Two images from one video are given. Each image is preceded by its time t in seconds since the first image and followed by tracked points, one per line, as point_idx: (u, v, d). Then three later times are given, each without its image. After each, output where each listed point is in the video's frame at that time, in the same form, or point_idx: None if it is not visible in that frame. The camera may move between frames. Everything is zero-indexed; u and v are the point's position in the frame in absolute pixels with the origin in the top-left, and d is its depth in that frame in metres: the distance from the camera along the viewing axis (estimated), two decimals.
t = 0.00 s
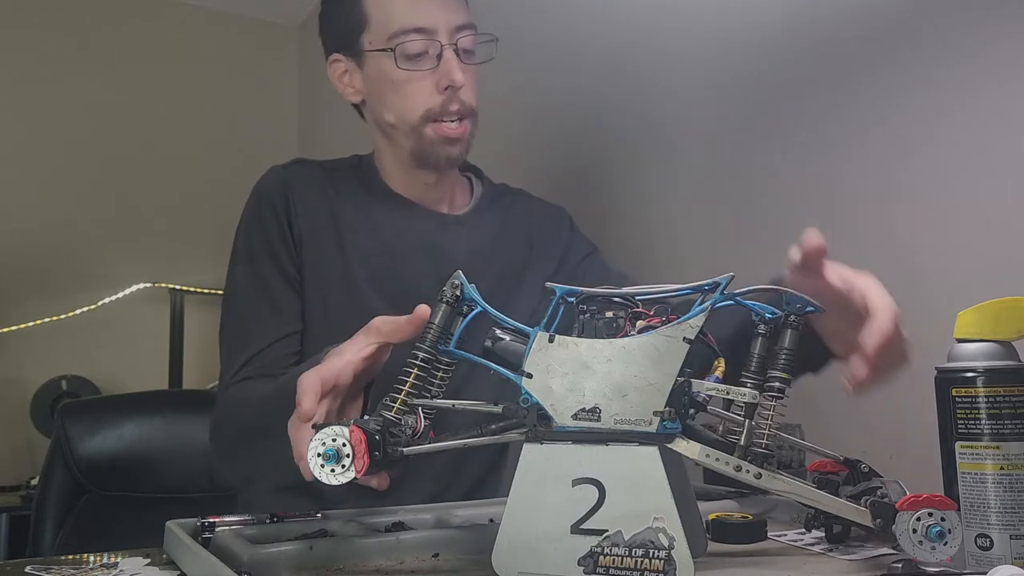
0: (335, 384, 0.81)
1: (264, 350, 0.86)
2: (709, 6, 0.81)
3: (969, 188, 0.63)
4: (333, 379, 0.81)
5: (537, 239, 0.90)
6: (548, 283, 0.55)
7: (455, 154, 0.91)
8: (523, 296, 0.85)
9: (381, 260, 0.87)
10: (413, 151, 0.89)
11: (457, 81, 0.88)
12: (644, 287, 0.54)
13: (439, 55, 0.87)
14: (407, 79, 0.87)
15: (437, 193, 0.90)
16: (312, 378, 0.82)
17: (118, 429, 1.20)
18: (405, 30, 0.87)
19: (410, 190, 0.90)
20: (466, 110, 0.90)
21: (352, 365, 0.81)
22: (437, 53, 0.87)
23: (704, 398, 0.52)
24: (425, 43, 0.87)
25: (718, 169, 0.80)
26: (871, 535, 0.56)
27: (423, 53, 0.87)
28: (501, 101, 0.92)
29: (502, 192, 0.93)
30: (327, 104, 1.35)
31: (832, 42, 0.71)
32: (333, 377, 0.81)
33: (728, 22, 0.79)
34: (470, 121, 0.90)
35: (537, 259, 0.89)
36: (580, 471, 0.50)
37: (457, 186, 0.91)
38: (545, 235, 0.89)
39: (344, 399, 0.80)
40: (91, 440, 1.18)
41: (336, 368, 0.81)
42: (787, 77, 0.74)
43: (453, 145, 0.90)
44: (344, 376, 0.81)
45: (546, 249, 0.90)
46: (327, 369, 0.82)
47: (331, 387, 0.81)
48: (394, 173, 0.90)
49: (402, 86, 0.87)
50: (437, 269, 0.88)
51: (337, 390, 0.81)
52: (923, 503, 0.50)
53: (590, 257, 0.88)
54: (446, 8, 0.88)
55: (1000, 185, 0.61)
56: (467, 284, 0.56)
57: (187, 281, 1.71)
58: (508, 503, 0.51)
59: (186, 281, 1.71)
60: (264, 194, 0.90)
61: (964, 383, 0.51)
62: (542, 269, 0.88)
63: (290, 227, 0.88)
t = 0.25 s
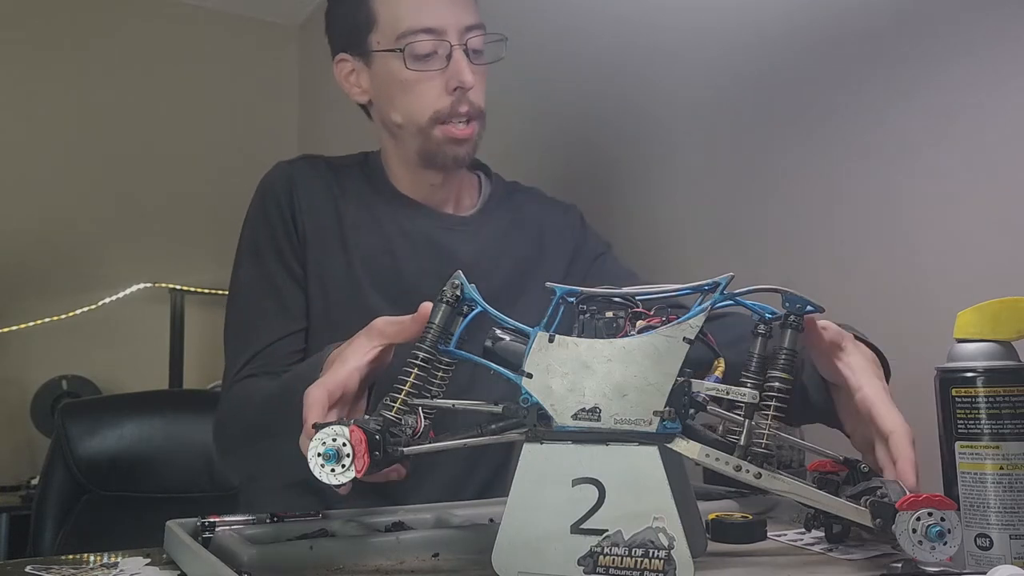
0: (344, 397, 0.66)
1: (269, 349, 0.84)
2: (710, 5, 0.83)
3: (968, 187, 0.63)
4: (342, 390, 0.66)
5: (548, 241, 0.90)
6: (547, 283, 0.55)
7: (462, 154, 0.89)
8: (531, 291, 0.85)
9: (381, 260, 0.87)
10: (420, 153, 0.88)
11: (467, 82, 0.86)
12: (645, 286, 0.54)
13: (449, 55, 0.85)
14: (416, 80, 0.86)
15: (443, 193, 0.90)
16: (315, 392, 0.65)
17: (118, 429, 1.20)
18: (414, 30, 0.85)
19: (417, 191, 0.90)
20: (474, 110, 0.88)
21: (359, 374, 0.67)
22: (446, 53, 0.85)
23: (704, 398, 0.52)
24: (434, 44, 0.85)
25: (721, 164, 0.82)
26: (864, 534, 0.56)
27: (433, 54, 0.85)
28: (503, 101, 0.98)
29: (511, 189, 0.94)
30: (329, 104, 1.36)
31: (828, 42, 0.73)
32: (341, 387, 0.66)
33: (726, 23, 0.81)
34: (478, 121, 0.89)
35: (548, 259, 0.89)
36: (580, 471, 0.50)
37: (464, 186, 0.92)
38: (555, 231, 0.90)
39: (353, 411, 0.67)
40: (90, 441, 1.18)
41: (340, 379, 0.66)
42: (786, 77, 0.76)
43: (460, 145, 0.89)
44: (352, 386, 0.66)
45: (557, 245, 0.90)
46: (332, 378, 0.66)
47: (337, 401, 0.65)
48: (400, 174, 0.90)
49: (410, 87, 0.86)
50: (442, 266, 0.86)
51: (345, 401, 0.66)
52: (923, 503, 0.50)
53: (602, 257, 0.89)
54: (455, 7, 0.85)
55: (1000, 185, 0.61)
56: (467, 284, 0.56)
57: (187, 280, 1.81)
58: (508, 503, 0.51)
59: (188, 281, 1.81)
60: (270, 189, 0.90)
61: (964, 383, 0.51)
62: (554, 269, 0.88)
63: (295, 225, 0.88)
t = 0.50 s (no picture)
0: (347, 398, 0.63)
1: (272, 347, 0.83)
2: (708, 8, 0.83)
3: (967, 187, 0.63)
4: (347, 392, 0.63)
5: (551, 242, 0.90)
6: (547, 283, 0.55)
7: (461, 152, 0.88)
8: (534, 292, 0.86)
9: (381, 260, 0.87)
10: (419, 151, 0.87)
11: (466, 80, 0.84)
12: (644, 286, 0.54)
13: (448, 53, 0.84)
14: (415, 78, 0.85)
15: (445, 192, 0.90)
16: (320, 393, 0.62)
17: (118, 429, 1.20)
18: (414, 29, 0.84)
19: (417, 189, 0.90)
20: (473, 109, 0.86)
21: (363, 375, 0.64)
22: (445, 51, 0.84)
23: (704, 398, 0.52)
24: (434, 41, 0.84)
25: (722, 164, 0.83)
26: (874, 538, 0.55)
27: (432, 52, 0.84)
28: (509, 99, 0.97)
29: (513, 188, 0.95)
30: (331, 104, 1.36)
31: (827, 42, 0.73)
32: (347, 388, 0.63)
33: (727, 23, 0.81)
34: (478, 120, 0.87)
35: (551, 259, 0.89)
36: (580, 471, 0.50)
37: (467, 185, 0.92)
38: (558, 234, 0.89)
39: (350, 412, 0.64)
40: (91, 440, 1.18)
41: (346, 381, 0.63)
42: (786, 76, 0.76)
43: (459, 144, 0.87)
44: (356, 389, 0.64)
45: (559, 246, 0.90)
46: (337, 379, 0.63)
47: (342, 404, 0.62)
48: (401, 173, 0.90)
49: (410, 85, 0.85)
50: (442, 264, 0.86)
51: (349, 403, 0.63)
52: (923, 503, 0.50)
53: (604, 256, 0.90)
54: (456, 4, 0.85)
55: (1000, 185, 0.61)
56: (467, 284, 0.56)
57: (187, 281, 1.85)
58: (508, 503, 0.51)
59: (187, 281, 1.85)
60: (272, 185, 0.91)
61: (964, 383, 0.51)
62: (556, 269, 0.89)
63: (297, 220, 0.88)
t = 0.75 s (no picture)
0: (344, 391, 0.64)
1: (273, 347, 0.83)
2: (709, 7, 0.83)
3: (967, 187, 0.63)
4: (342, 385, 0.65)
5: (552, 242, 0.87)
6: (548, 283, 0.55)
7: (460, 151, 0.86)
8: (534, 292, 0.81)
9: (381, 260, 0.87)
10: (417, 151, 0.85)
11: (462, 81, 0.81)
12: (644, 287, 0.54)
13: (443, 53, 0.81)
14: (410, 79, 0.82)
15: (444, 192, 0.88)
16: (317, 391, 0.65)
17: (118, 429, 1.20)
18: (409, 28, 0.82)
19: (417, 188, 0.88)
20: (471, 109, 0.83)
21: (359, 370, 0.66)
22: (441, 51, 0.81)
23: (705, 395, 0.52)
24: (429, 42, 0.82)
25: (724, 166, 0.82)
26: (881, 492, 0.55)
27: (427, 52, 0.82)
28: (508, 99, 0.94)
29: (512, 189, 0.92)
30: (330, 104, 1.36)
31: (827, 43, 0.73)
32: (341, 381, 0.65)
33: (728, 23, 0.82)
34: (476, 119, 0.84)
35: (551, 259, 0.86)
36: (580, 471, 0.50)
37: (468, 183, 0.90)
38: (558, 235, 0.87)
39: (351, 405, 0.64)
40: (91, 440, 1.18)
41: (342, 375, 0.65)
42: (786, 77, 0.76)
43: (457, 144, 0.85)
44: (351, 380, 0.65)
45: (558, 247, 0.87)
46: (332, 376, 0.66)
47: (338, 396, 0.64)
48: (400, 173, 0.88)
49: (406, 86, 0.83)
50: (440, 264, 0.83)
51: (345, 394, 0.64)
52: (933, 466, 0.51)
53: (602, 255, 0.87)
54: (451, 3, 0.82)
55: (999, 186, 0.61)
56: (467, 284, 0.56)
57: (187, 280, 1.83)
58: (508, 503, 0.51)
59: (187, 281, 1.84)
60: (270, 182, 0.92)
61: (963, 384, 0.51)
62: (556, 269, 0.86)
63: (295, 219, 0.88)
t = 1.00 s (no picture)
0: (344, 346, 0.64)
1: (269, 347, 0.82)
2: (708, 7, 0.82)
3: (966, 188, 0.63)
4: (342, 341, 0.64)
5: (546, 239, 0.88)
6: (548, 283, 0.55)
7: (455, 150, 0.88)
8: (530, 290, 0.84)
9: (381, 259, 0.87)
10: (412, 150, 0.87)
11: (455, 81, 0.83)
12: (644, 286, 0.54)
13: (437, 53, 0.83)
14: (405, 80, 0.83)
15: (441, 191, 0.89)
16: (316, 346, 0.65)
17: (118, 428, 1.20)
18: (403, 29, 0.83)
19: (414, 188, 0.89)
20: (465, 108, 0.85)
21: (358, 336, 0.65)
22: (434, 52, 0.83)
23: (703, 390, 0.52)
24: (422, 42, 0.83)
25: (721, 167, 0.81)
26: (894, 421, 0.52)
27: (420, 52, 0.83)
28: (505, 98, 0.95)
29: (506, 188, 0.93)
30: (329, 104, 1.36)
31: (825, 43, 0.73)
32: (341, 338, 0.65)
33: (725, 23, 0.81)
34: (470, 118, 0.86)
35: (545, 255, 0.87)
36: (580, 471, 0.50)
37: (464, 185, 0.92)
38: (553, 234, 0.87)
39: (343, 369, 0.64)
40: (91, 440, 1.18)
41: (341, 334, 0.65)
42: (784, 77, 0.76)
43: (452, 142, 0.87)
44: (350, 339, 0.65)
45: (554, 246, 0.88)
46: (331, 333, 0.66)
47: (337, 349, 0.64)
48: (397, 172, 0.89)
49: (400, 87, 0.84)
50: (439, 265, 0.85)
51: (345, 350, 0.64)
52: (924, 362, 0.48)
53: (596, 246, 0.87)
54: (444, 2, 0.83)
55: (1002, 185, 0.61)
56: (467, 284, 0.55)
57: (187, 281, 1.81)
58: (508, 503, 0.51)
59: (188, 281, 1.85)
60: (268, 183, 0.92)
61: (963, 383, 0.51)
62: (550, 265, 0.87)
63: (294, 219, 0.89)
